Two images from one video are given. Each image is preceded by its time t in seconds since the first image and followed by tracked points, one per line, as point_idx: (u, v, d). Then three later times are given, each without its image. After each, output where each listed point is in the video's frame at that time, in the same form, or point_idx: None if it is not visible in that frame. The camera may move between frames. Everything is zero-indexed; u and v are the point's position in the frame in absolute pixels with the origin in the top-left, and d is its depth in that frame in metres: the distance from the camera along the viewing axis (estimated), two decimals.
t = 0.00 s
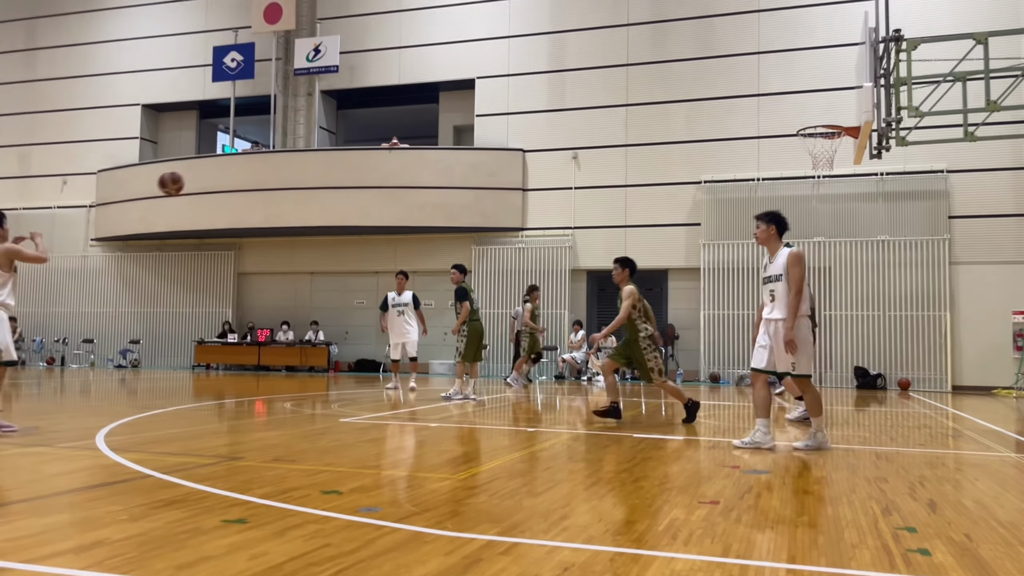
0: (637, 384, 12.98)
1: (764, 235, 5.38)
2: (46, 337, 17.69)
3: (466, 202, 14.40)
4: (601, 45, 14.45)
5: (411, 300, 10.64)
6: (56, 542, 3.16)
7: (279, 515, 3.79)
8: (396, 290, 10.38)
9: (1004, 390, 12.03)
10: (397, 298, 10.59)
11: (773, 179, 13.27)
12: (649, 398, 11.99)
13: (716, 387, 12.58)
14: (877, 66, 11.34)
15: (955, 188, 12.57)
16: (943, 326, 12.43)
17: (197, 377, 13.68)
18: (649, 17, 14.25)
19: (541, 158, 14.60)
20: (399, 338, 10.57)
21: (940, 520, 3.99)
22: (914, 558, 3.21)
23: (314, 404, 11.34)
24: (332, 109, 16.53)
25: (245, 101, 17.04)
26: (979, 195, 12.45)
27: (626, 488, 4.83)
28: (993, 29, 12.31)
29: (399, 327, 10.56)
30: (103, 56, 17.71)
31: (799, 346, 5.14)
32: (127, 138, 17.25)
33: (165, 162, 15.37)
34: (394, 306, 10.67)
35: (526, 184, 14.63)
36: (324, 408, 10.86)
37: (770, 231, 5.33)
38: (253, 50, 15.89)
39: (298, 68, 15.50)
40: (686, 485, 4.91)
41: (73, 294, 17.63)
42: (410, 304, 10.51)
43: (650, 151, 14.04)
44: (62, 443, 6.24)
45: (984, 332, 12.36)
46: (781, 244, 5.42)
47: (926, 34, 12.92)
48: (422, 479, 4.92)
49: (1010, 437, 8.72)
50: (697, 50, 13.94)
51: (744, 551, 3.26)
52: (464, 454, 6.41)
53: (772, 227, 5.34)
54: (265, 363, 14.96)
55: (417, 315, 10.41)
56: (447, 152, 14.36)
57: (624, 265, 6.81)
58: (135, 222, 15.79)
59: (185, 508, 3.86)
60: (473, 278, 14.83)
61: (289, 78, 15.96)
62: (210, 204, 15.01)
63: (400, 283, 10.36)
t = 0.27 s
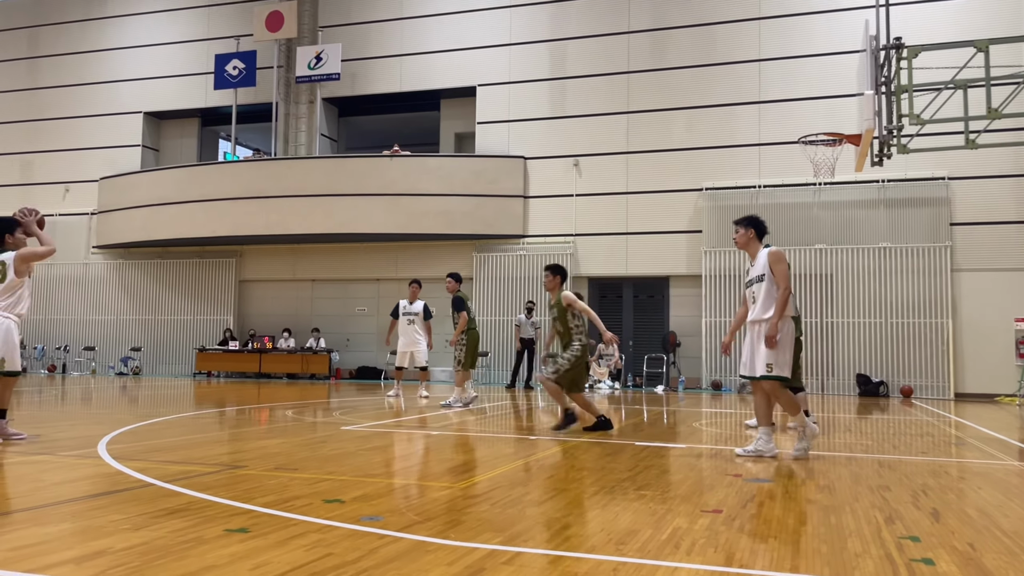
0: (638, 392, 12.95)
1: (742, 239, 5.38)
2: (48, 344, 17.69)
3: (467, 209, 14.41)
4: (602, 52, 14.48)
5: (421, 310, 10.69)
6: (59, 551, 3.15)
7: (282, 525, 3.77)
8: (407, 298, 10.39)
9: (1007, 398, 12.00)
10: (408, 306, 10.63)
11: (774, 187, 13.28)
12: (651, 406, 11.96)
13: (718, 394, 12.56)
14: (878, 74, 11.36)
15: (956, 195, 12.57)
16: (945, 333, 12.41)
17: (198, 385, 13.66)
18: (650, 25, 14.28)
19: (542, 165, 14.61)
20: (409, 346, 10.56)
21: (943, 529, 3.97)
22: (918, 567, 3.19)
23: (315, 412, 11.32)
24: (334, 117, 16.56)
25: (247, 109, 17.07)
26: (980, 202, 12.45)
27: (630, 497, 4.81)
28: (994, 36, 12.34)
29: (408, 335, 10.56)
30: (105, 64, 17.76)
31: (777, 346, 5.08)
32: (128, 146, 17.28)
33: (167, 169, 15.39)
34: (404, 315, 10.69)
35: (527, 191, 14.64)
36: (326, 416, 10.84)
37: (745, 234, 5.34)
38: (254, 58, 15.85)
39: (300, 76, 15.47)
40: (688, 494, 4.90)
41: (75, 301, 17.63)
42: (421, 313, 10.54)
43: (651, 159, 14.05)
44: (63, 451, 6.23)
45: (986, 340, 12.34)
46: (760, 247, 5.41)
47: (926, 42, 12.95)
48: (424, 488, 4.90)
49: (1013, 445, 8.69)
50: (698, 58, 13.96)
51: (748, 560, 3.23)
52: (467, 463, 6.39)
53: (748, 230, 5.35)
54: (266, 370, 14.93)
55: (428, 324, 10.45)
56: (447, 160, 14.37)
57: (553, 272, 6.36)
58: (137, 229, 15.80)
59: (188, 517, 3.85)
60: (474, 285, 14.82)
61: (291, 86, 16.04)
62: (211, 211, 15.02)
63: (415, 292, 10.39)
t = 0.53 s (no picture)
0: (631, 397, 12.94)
1: (727, 244, 5.32)
2: (37, 350, 17.54)
3: (460, 214, 14.38)
4: (595, 58, 14.51)
5: (428, 316, 10.60)
6: (46, 558, 3.10)
7: (273, 531, 3.73)
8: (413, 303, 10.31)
9: (998, 404, 12.05)
10: (416, 311, 10.58)
11: (766, 193, 13.32)
12: (644, 411, 11.96)
13: (710, 400, 12.56)
14: (870, 81, 11.42)
15: (948, 202, 12.64)
16: (936, 339, 12.46)
17: (189, 391, 13.56)
18: (643, 31, 14.32)
19: (536, 171, 14.61)
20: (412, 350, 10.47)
21: (935, 535, 3.97)
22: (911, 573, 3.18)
23: (307, 417, 11.27)
24: (327, 122, 16.56)
25: (239, 113, 17.03)
26: (971, 208, 12.52)
27: (623, 503, 4.79)
28: (985, 44, 12.43)
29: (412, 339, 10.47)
30: (97, 68, 17.68)
31: (755, 354, 5.07)
32: (119, 150, 17.19)
33: (159, 173, 15.32)
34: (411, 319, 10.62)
35: (520, 197, 14.64)
36: (318, 422, 10.78)
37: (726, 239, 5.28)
38: (247, 62, 15.84)
39: (293, 81, 15.36)
40: (682, 500, 4.88)
41: (65, 305, 17.51)
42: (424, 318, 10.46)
43: (645, 164, 14.07)
44: (51, 458, 6.16)
45: (978, 346, 12.38)
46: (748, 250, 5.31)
47: (917, 49, 13.03)
48: (416, 494, 4.87)
49: (1004, 451, 8.70)
50: (691, 64, 14.00)
51: (740, 566, 3.21)
52: (459, 469, 6.36)
53: (731, 236, 5.27)
54: (257, 376, 14.84)
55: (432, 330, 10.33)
56: (440, 165, 14.36)
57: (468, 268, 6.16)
58: (128, 233, 15.70)
59: (178, 523, 3.80)
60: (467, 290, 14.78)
61: (283, 91, 15.93)
62: (203, 215, 14.94)
63: (421, 297, 10.26)
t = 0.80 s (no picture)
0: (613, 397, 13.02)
1: (702, 256, 5.26)
2: (17, 347, 17.42)
3: (445, 214, 14.41)
4: (580, 59, 14.57)
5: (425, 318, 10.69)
6: (25, 554, 3.12)
7: (252, 528, 3.75)
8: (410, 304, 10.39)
9: (974, 405, 12.25)
10: (414, 313, 10.63)
11: (748, 195, 13.44)
12: (626, 411, 12.04)
13: (692, 400, 12.66)
14: (850, 85, 11.53)
15: (926, 206, 12.80)
16: (915, 341, 12.62)
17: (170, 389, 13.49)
18: (628, 33, 14.38)
19: (520, 171, 14.65)
20: (410, 350, 10.36)
21: (912, 532, 4.04)
22: (887, 570, 3.24)
23: (289, 416, 11.24)
24: (311, 121, 16.50)
25: (223, 111, 16.96)
26: (949, 212, 12.69)
27: (603, 501, 4.83)
28: (963, 50, 12.60)
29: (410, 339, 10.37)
30: (79, 64, 17.56)
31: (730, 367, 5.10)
32: (101, 147, 17.07)
33: (141, 170, 15.24)
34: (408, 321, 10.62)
35: (504, 197, 14.66)
36: (300, 420, 10.78)
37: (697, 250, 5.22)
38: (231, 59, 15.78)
39: (277, 79, 15.33)
40: (662, 498, 4.94)
41: (45, 302, 17.38)
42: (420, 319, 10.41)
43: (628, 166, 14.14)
44: (27, 455, 6.14)
45: (955, 348, 12.56)
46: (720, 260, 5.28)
47: (897, 54, 13.19)
48: (396, 492, 4.90)
49: (979, 451, 8.84)
50: (675, 67, 14.09)
51: (722, 563, 3.27)
52: (438, 467, 6.38)
53: (703, 247, 5.22)
54: (239, 375, 14.78)
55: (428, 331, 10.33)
56: (424, 165, 14.38)
57: (370, 260, 5.72)
58: (110, 231, 15.61)
59: (157, 520, 3.82)
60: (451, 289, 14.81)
61: (267, 89, 15.94)
62: (188, 213, 14.87)
63: (417, 297, 10.22)
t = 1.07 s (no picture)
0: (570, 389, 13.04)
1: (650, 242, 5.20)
2: None
3: (406, 203, 14.30)
4: (541, 50, 14.52)
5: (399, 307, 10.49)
6: None
7: (194, 519, 3.69)
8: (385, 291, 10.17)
9: (922, 399, 12.53)
10: (387, 302, 10.45)
11: (706, 189, 13.57)
12: (584, 402, 12.09)
13: (649, 392, 12.74)
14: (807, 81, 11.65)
15: (879, 203, 13.03)
16: (866, 335, 12.86)
17: (120, 377, 13.22)
18: (590, 24, 14.37)
19: (482, 161, 14.57)
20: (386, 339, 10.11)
21: (857, 523, 4.09)
22: (830, 560, 3.27)
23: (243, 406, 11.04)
24: (269, 105, 16.25)
25: (178, 94, 16.58)
26: (902, 208, 12.91)
27: (556, 491, 4.80)
28: (916, 50, 12.84)
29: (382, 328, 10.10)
30: (29, 42, 17.02)
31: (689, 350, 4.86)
32: (51, 128, 16.58)
33: (92, 153, 14.84)
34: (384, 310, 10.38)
35: (465, 187, 14.58)
36: (254, 410, 10.63)
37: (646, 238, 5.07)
38: (185, 41, 15.40)
39: (233, 62, 15.08)
40: (616, 489, 4.92)
41: None
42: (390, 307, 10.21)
43: (589, 157, 14.15)
44: None
45: (905, 342, 12.82)
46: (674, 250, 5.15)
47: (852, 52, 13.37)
48: (351, 483, 4.81)
49: (925, 444, 9.00)
50: (637, 59, 14.11)
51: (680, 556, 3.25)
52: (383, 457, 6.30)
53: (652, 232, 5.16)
54: (192, 364, 14.52)
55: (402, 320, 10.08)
56: (385, 153, 14.22)
57: (267, 245, 5.35)
58: (61, 215, 15.19)
59: (99, 511, 3.71)
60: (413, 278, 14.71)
61: (224, 72, 15.66)
62: (144, 198, 14.52)
63: (390, 284, 10.06)
